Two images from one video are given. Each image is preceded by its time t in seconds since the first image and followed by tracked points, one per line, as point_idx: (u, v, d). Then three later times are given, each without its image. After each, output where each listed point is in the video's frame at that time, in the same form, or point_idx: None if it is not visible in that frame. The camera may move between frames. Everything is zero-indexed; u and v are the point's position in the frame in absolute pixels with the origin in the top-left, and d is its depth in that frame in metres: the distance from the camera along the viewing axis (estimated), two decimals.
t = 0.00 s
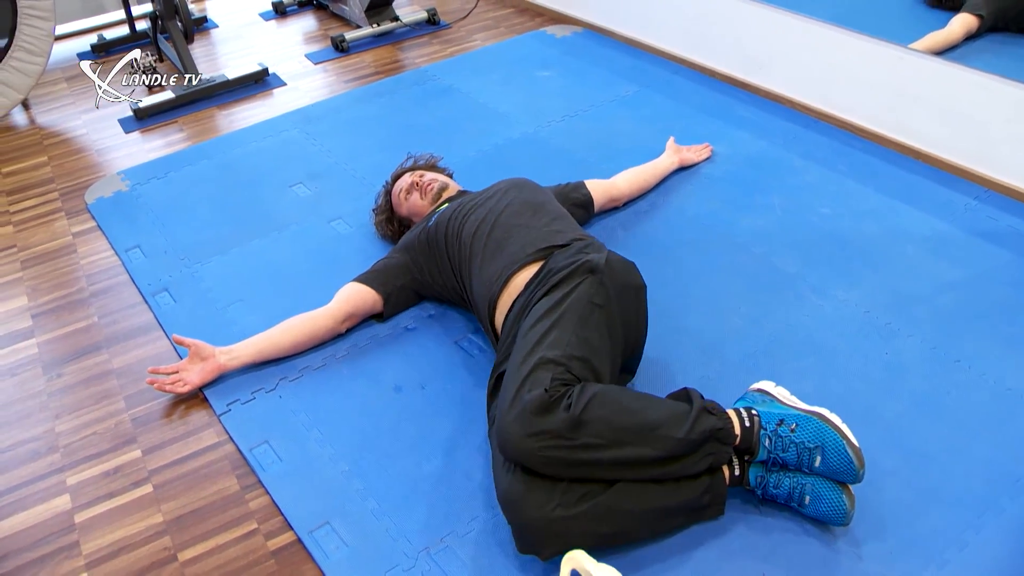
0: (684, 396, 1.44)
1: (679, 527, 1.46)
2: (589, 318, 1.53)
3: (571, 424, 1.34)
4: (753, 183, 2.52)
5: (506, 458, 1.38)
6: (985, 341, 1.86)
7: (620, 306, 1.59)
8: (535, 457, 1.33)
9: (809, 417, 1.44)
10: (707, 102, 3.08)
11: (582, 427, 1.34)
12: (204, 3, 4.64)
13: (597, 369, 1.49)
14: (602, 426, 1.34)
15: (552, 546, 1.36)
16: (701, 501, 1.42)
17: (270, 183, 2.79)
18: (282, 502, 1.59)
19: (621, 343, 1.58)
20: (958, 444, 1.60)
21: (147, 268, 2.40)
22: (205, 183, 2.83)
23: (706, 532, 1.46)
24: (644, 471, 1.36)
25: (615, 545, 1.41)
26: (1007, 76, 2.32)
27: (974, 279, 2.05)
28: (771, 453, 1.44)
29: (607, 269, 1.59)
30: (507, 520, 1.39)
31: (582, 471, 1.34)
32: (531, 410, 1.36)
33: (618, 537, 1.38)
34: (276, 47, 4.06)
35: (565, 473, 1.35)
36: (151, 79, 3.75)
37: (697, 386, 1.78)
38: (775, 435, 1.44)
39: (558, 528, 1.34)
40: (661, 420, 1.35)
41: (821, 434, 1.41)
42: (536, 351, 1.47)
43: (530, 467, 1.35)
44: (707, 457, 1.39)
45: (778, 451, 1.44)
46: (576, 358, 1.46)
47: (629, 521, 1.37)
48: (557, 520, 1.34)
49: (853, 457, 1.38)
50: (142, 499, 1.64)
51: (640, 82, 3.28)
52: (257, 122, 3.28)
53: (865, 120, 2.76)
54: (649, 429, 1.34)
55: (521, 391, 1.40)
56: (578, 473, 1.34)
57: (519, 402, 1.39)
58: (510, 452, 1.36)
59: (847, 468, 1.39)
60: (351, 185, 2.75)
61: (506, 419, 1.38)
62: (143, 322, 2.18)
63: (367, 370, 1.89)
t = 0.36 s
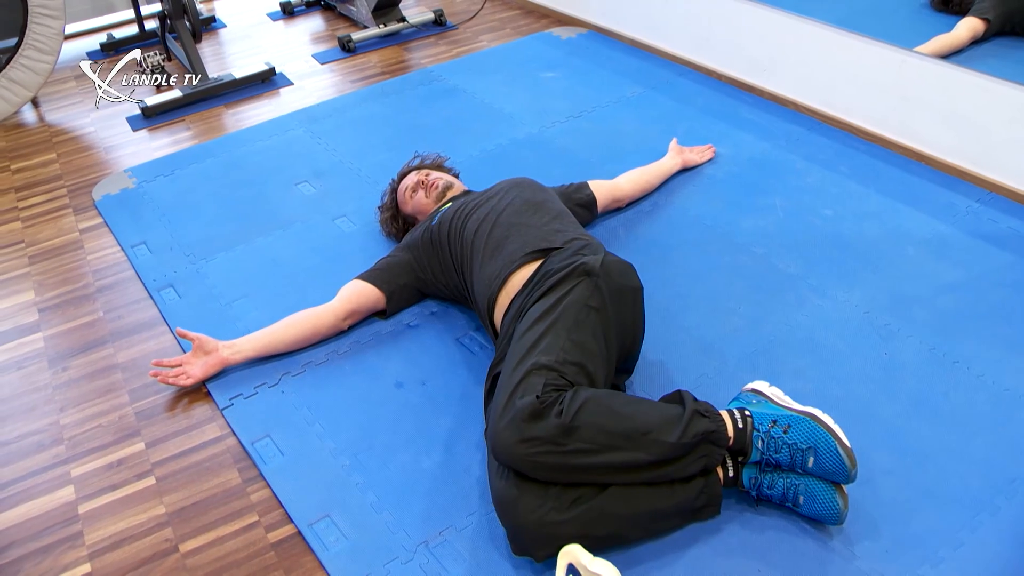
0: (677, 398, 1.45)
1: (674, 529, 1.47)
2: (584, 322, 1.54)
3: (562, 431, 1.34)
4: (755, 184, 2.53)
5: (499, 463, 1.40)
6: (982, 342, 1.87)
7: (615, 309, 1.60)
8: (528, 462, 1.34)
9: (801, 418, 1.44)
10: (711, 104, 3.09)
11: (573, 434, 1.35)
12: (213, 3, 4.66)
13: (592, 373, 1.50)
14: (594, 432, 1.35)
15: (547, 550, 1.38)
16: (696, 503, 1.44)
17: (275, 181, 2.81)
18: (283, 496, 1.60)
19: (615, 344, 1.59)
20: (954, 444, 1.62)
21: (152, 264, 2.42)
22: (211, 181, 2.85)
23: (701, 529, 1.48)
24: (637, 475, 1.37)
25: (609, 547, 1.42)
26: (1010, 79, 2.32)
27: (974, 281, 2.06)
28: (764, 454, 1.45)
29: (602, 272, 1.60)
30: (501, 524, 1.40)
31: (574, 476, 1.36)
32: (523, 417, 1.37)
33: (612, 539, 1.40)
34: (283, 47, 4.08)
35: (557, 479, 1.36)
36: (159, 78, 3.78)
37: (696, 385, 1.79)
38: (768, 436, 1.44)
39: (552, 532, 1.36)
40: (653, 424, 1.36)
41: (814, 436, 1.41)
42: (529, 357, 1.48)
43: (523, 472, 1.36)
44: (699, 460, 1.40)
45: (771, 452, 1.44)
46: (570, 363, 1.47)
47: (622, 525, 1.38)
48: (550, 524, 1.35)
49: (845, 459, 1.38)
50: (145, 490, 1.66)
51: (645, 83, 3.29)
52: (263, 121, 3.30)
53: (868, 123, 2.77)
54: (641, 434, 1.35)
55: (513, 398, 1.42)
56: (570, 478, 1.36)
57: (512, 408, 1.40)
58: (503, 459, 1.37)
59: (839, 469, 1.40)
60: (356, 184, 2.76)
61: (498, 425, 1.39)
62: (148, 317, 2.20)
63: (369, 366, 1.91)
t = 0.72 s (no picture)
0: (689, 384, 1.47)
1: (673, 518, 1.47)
2: (600, 306, 1.56)
3: (583, 389, 1.38)
4: (757, 191, 2.54)
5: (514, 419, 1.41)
6: (981, 348, 1.88)
7: (630, 301, 1.63)
8: (545, 416, 1.36)
9: (808, 415, 1.48)
10: (713, 111, 3.10)
11: (592, 393, 1.38)
12: (220, 7, 4.70)
13: (607, 354, 1.52)
14: (612, 397, 1.38)
15: (550, 512, 1.37)
16: (698, 489, 1.44)
17: (280, 184, 2.83)
18: (283, 494, 1.62)
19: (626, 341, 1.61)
20: (951, 449, 1.63)
21: (157, 265, 2.44)
22: (216, 183, 2.87)
23: (699, 532, 1.48)
24: (647, 448, 1.38)
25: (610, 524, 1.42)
26: (1011, 88, 2.34)
27: (973, 288, 2.07)
28: (770, 447, 1.48)
29: (619, 265, 1.63)
30: (508, 483, 1.40)
31: (587, 438, 1.37)
32: (545, 373, 1.39)
33: (613, 512, 1.40)
34: (289, 52, 4.11)
35: (571, 440, 1.37)
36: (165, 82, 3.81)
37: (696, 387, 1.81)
38: (776, 429, 1.48)
39: (559, 492, 1.36)
40: (669, 398, 1.39)
41: (820, 430, 1.45)
42: (550, 324, 1.51)
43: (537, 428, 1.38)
44: (708, 444, 1.41)
45: (777, 445, 1.48)
46: (589, 337, 1.50)
47: (627, 497, 1.39)
48: (558, 484, 1.36)
49: (851, 454, 1.41)
50: (147, 488, 1.67)
51: (648, 90, 3.30)
52: (268, 124, 3.32)
53: (870, 131, 2.78)
54: (657, 405, 1.38)
55: (535, 357, 1.44)
56: (583, 440, 1.37)
57: (534, 366, 1.43)
58: (519, 414, 1.39)
59: (845, 465, 1.42)
60: (360, 187, 2.78)
61: (518, 380, 1.42)
62: (152, 316, 2.22)
63: (370, 367, 1.92)
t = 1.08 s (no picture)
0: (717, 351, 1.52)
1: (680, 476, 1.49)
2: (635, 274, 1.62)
3: (630, 310, 1.44)
4: (753, 188, 2.56)
5: (555, 328, 1.47)
6: (975, 343, 1.89)
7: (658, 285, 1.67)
8: (589, 328, 1.41)
9: (824, 400, 1.54)
10: (710, 109, 3.11)
11: (637, 318, 1.44)
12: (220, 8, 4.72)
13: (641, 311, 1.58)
14: (655, 327, 1.44)
15: (571, 423, 1.42)
16: (711, 450, 1.46)
17: (279, 183, 2.85)
18: (282, 488, 1.63)
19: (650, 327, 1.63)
20: (945, 442, 1.64)
21: (157, 263, 2.45)
22: (216, 182, 2.89)
23: (694, 524, 1.50)
24: (675, 389, 1.43)
25: (622, 456, 1.45)
26: (1007, 86, 2.35)
27: (968, 283, 2.09)
28: (787, 423, 1.52)
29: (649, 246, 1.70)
30: (537, 391, 1.45)
31: (621, 361, 1.42)
32: (597, 291, 1.46)
33: (631, 442, 1.43)
34: (289, 52, 4.13)
35: (609, 357, 1.42)
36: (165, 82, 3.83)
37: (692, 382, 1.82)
38: (794, 407, 1.53)
39: (586, 403, 1.42)
40: (705, 345, 1.45)
41: (837, 413, 1.50)
42: (597, 263, 1.58)
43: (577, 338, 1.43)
44: (730, 404, 1.45)
45: (793, 422, 1.52)
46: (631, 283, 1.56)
47: (649, 428, 1.42)
48: (589, 393, 1.41)
49: (866, 437, 1.47)
50: (147, 483, 1.69)
51: (645, 89, 3.32)
52: (268, 124, 3.34)
53: (866, 129, 2.80)
54: (694, 349, 1.44)
55: (586, 280, 1.51)
56: (618, 359, 1.42)
57: (586, 285, 1.49)
58: (565, 323, 1.45)
59: (857, 448, 1.47)
60: (358, 186, 2.80)
61: (567, 294, 1.49)
62: (152, 314, 2.24)
63: (368, 363, 1.94)
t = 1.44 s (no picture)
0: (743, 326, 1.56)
1: (701, 419, 1.42)
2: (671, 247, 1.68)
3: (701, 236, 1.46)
4: (748, 184, 2.56)
5: (624, 234, 1.45)
6: (967, 339, 1.90)
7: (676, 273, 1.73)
8: (669, 233, 1.42)
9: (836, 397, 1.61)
10: (707, 106, 3.12)
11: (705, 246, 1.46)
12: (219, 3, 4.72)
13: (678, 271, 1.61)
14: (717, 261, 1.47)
15: (628, 318, 1.36)
16: (735, 403, 1.42)
17: (276, 177, 2.85)
18: (276, 479, 1.64)
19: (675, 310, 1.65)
20: (935, 437, 1.65)
21: (154, 256, 2.46)
22: (213, 176, 2.89)
23: (685, 517, 1.51)
24: (721, 327, 1.43)
25: (659, 375, 1.38)
26: (1002, 84, 2.35)
27: (960, 280, 2.10)
28: (806, 403, 1.55)
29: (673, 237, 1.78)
30: (599, 282, 1.40)
31: (685, 277, 1.42)
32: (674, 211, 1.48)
33: (675, 360, 1.37)
34: (287, 47, 4.13)
35: (677, 267, 1.41)
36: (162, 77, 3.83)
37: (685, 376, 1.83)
38: (813, 391, 1.57)
39: (646, 303, 1.37)
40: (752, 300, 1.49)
41: (850, 407, 1.57)
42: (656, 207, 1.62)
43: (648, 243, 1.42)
44: (760, 364, 1.47)
45: (811, 404, 1.55)
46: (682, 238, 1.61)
47: (696, 350, 1.38)
48: (653, 294, 1.37)
49: (875, 432, 1.54)
50: (142, 474, 1.70)
51: (642, 85, 3.32)
52: (265, 118, 3.34)
53: (862, 126, 2.80)
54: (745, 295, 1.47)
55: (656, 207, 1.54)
56: (683, 276, 1.41)
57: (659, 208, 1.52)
58: (639, 227, 1.44)
59: (866, 440, 1.53)
60: (355, 180, 2.80)
61: (641, 208, 1.49)
62: (148, 307, 2.24)
63: (363, 356, 1.95)
